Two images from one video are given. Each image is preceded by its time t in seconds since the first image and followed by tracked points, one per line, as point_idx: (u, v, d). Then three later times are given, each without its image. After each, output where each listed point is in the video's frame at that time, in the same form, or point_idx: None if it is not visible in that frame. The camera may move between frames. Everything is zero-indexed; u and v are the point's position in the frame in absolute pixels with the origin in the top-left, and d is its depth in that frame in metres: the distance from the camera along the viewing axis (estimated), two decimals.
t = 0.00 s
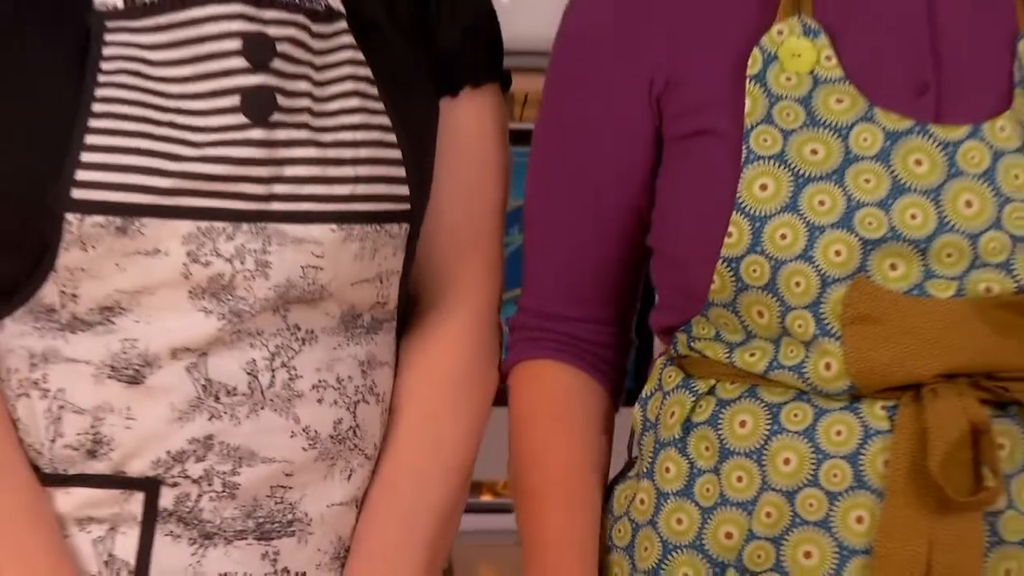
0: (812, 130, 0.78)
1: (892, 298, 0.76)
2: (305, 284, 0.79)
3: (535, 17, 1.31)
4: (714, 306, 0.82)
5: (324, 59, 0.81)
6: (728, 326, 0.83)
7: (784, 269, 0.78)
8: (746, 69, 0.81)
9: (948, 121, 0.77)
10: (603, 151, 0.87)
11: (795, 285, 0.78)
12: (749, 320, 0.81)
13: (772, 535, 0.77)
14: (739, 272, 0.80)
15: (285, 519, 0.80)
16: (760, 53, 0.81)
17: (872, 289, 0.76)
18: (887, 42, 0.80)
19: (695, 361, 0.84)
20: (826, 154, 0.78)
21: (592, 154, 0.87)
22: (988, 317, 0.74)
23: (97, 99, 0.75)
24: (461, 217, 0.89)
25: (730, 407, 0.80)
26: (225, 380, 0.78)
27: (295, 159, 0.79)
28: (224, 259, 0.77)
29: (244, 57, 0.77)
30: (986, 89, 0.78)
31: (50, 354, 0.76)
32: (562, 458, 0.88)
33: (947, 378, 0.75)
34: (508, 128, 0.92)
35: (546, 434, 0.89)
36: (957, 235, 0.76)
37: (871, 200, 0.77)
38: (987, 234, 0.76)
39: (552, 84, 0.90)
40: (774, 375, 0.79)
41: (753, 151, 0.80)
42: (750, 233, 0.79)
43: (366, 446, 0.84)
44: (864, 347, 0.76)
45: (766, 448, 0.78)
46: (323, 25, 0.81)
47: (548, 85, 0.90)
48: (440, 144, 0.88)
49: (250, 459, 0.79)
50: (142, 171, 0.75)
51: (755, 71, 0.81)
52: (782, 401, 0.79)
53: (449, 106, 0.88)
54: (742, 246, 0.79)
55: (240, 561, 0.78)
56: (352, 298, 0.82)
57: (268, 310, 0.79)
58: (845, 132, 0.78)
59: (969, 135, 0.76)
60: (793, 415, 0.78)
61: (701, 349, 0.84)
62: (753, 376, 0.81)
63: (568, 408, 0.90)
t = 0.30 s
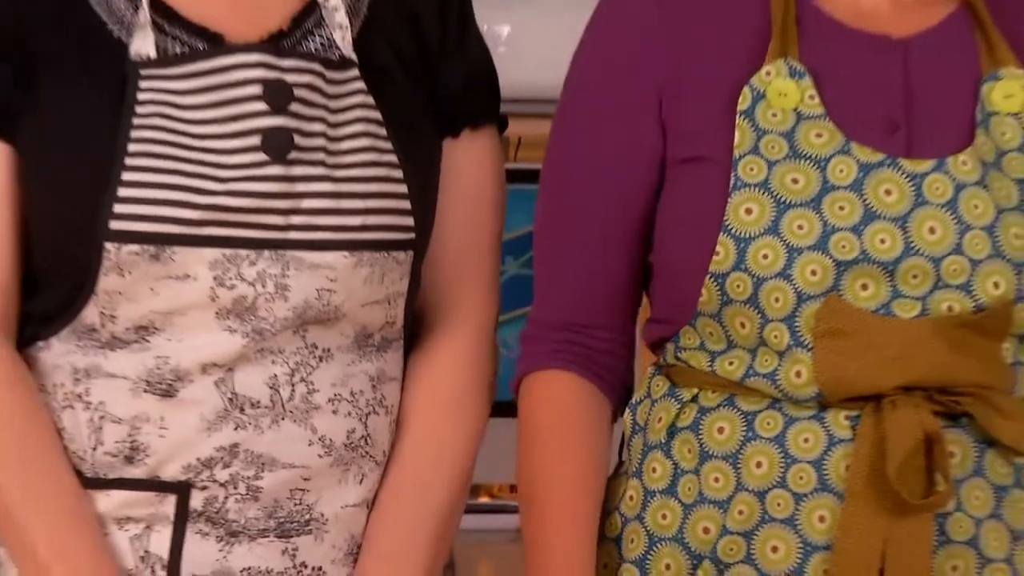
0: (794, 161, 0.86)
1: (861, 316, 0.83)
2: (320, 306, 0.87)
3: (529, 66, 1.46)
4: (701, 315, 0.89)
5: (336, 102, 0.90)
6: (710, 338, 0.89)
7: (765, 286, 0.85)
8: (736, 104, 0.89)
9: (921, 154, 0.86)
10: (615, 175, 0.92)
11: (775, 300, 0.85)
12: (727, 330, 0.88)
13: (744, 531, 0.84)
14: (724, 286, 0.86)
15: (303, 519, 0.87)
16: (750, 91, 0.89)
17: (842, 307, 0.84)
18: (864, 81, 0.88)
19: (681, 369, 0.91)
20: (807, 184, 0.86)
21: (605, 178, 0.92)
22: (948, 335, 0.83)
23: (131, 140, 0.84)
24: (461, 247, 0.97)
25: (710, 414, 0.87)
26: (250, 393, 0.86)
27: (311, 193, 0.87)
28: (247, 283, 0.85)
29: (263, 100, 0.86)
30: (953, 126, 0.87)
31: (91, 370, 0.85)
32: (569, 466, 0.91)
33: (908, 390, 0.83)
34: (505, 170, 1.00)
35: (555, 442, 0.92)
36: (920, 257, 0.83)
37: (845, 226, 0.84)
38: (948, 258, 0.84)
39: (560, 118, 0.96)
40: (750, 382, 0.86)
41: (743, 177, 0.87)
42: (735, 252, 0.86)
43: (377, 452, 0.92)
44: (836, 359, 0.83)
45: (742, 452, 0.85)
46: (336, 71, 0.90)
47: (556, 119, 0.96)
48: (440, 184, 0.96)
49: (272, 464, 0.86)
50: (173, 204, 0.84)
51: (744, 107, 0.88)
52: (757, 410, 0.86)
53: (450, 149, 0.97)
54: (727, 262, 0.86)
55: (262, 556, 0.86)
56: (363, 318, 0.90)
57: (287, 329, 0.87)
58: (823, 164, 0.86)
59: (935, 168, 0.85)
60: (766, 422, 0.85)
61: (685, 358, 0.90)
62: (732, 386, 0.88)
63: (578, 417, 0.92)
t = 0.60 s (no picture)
0: (730, 181, 0.93)
1: (784, 325, 0.91)
2: (330, 321, 0.96)
3: (517, 103, 1.50)
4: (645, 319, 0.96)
5: (346, 136, 0.99)
6: (653, 344, 0.97)
7: (698, 292, 0.93)
8: (682, 129, 0.96)
9: (843, 174, 0.94)
10: (588, 199, 0.96)
11: (708, 307, 0.93)
12: (668, 335, 0.96)
13: (673, 517, 0.92)
14: (665, 293, 0.94)
15: (316, 514, 0.96)
16: (694, 118, 0.96)
17: (768, 317, 0.91)
18: (791, 106, 0.96)
19: (629, 371, 0.98)
20: (740, 203, 0.93)
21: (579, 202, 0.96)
22: (863, 343, 0.91)
23: (161, 173, 0.93)
24: (458, 267, 1.06)
25: (649, 412, 0.95)
26: (268, 401, 0.95)
27: (323, 219, 0.96)
28: (265, 301, 0.94)
29: (279, 135, 0.95)
30: (876, 151, 0.95)
31: (124, 380, 0.94)
32: (551, 477, 0.94)
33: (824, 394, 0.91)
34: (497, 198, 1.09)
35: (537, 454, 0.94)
36: (840, 272, 0.91)
37: (772, 241, 0.92)
38: (865, 273, 0.91)
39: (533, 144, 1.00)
40: (685, 382, 0.94)
41: (686, 195, 0.94)
42: (673, 261, 0.93)
43: (382, 454, 1.00)
44: (760, 362, 0.91)
45: (675, 447, 0.93)
46: (346, 109, 0.99)
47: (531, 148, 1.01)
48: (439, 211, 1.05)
49: (287, 466, 0.95)
50: (197, 230, 0.93)
51: (689, 131, 0.95)
52: (688, 409, 0.94)
53: (448, 180, 1.06)
54: (667, 271, 0.93)
55: (278, 548, 0.94)
56: (370, 332, 0.99)
57: (301, 342, 0.96)
58: (756, 184, 0.93)
59: (855, 191, 0.92)
60: (697, 420, 0.93)
61: (633, 359, 0.98)
62: (669, 387, 0.95)
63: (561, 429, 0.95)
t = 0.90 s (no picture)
0: (683, 223, 1.04)
1: (725, 353, 1.03)
2: (342, 334, 1.07)
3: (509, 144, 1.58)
4: (604, 339, 1.08)
5: (356, 168, 1.10)
6: (608, 362, 1.09)
7: (651, 322, 1.04)
8: (643, 173, 1.07)
9: (779, 219, 1.05)
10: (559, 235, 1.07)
11: (658, 332, 1.04)
12: (623, 356, 1.08)
13: (622, 511, 1.03)
14: (620, 317, 1.06)
15: (329, 509, 1.06)
16: (654, 162, 1.07)
17: (712, 344, 1.03)
18: (733, 157, 1.08)
19: (592, 382, 1.10)
20: (692, 242, 1.04)
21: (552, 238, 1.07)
22: (794, 372, 1.03)
23: (191, 202, 1.04)
24: (456, 285, 1.16)
25: (604, 416, 1.07)
26: (286, 407, 1.05)
27: (335, 242, 1.07)
28: (284, 316, 1.04)
29: (296, 167, 1.06)
30: (810, 198, 1.07)
31: (157, 388, 1.04)
32: (536, 478, 1.03)
33: (756, 414, 1.04)
34: (488, 227, 1.20)
35: (524, 458, 1.04)
36: (777, 308, 1.03)
37: (719, 279, 1.03)
38: (799, 309, 1.03)
39: (510, 183, 1.11)
40: (636, 397, 1.06)
41: (644, 233, 1.05)
42: (631, 291, 1.05)
43: (389, 455, 1.10)
44: (702, 383, 1.03)
45: (625, 448, 1.05)
46: (356, 144, 1.10)
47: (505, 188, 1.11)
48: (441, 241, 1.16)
49: (304, 465, 1.05)
50: (223, 252, 1.03)
51: (649, 175, 1.06)
52: (638, 416, 1.06)
53: (449, 210, 1.16)
54: (625, 299, 1.05)
55: (296, 539, 1.04)
56: (378, 345, 1.09)
57: (317, 354, 1.06)
58: (706, 227, 1.04)
59: (794, 237, 1.04)
60: (646, 426, 1.05)
61: (591, 373, 1.10)
62: (622, 397, 1.08)
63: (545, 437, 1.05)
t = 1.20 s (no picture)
0: (657, 246, 1.16)
1: (696, 361, 1.15)
2: (348, 342, 1.18)
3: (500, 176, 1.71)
4: (587, 352, 1.19)
5: (358, 193, 1.21)
6: (589, 371, 1.20)
7: (628, 334, 1.16)
8: (620, 201, 1.19)
9: (743, 244, 1.17)
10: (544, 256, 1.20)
11: (635, 344, 1.16)
12: (603, 366, 1.19)
13: (603, 501, 1.15)
14: (600, 331, 1.17)
15: (340, 501, 1.17)
16: (631, 192, 1.19)
17: (684, 353, 1.16)
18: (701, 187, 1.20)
19: (575, 387, 1.21)
20: (665, 262, 1.16)
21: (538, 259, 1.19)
22: (757, 376, 1.15)
23: (209, 225, 1.15)
24: (453, 296, 1.28)
25: (586, 416, 1.19)
26: (299, 409, 1.16)
27: (340, 260, 1.18)
28: (293, 327, 1.15)
29: (301, 194, 1.17)
30: (769, 224, 1.19)
31: (182, 394, 1.15)
32: (524, 474, 1.15)
33: (726, 414, 1.16)
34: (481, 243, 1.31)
35: (515, 456, 1.16)
36: (742, 321, 1.15)
37: (689, 295, 1.15)
38: (762, 323, 1.16)
39: (500, 211, 1.23)
40: (616, 401, 1.18)
41: (621, 254, 1.17)
42: (609, 306, 1.17)
43: (394, 452, 1.21)
44: (676, 388, 1.15)
45: (605, 445, 1.16)
46: (357, 170, 1.22)
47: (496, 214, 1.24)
48: (436, 260, 1.28)
49: (316, 461, 1.16)
50: (237, 270, 1.14)
51: (626, 203, 1.19)
52: (618, 417, 1.18)
53: (444, 230, 1.28)
54: (604, 314, 1.17)
55: (310, 529, 1.15)
56: (381, 352, 1.21)
57: (325, 361, 1.17)
58: (677, 249, 1.16)
59: (757, 258, 1.16)
60: (625, 425, 1.17)
61: (574, 379, 1.21)
62: (602, 400, 1.19)
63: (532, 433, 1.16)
